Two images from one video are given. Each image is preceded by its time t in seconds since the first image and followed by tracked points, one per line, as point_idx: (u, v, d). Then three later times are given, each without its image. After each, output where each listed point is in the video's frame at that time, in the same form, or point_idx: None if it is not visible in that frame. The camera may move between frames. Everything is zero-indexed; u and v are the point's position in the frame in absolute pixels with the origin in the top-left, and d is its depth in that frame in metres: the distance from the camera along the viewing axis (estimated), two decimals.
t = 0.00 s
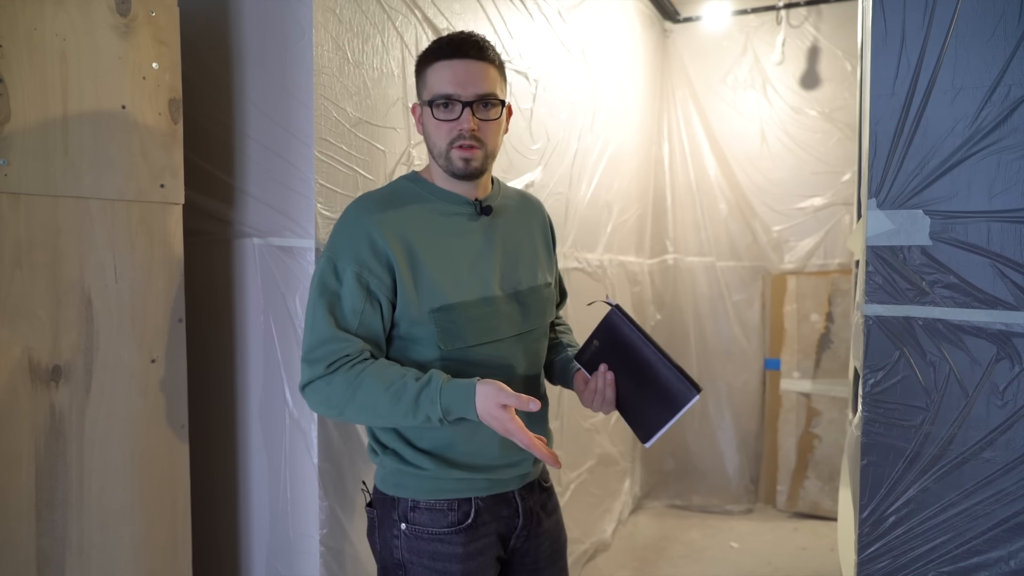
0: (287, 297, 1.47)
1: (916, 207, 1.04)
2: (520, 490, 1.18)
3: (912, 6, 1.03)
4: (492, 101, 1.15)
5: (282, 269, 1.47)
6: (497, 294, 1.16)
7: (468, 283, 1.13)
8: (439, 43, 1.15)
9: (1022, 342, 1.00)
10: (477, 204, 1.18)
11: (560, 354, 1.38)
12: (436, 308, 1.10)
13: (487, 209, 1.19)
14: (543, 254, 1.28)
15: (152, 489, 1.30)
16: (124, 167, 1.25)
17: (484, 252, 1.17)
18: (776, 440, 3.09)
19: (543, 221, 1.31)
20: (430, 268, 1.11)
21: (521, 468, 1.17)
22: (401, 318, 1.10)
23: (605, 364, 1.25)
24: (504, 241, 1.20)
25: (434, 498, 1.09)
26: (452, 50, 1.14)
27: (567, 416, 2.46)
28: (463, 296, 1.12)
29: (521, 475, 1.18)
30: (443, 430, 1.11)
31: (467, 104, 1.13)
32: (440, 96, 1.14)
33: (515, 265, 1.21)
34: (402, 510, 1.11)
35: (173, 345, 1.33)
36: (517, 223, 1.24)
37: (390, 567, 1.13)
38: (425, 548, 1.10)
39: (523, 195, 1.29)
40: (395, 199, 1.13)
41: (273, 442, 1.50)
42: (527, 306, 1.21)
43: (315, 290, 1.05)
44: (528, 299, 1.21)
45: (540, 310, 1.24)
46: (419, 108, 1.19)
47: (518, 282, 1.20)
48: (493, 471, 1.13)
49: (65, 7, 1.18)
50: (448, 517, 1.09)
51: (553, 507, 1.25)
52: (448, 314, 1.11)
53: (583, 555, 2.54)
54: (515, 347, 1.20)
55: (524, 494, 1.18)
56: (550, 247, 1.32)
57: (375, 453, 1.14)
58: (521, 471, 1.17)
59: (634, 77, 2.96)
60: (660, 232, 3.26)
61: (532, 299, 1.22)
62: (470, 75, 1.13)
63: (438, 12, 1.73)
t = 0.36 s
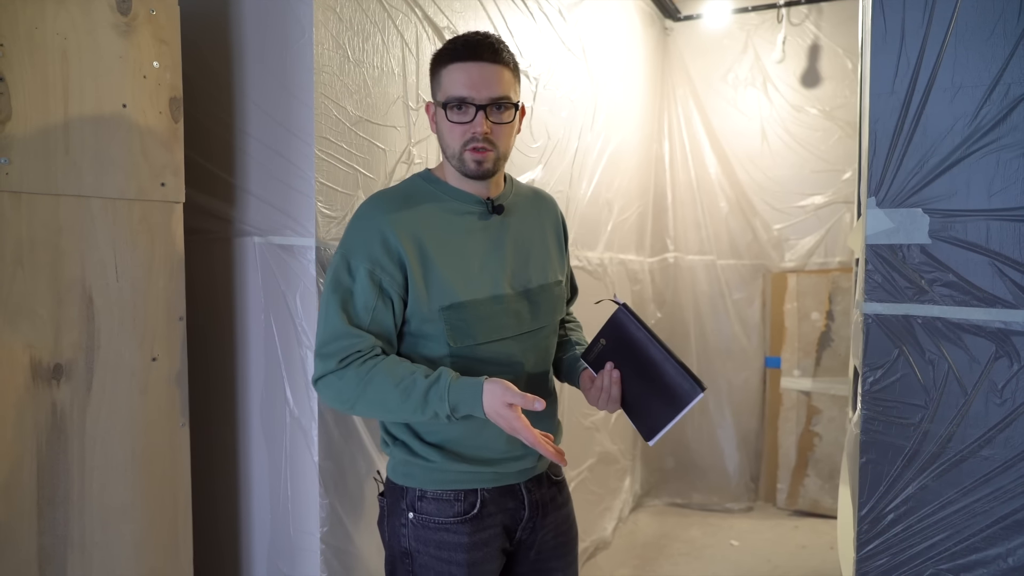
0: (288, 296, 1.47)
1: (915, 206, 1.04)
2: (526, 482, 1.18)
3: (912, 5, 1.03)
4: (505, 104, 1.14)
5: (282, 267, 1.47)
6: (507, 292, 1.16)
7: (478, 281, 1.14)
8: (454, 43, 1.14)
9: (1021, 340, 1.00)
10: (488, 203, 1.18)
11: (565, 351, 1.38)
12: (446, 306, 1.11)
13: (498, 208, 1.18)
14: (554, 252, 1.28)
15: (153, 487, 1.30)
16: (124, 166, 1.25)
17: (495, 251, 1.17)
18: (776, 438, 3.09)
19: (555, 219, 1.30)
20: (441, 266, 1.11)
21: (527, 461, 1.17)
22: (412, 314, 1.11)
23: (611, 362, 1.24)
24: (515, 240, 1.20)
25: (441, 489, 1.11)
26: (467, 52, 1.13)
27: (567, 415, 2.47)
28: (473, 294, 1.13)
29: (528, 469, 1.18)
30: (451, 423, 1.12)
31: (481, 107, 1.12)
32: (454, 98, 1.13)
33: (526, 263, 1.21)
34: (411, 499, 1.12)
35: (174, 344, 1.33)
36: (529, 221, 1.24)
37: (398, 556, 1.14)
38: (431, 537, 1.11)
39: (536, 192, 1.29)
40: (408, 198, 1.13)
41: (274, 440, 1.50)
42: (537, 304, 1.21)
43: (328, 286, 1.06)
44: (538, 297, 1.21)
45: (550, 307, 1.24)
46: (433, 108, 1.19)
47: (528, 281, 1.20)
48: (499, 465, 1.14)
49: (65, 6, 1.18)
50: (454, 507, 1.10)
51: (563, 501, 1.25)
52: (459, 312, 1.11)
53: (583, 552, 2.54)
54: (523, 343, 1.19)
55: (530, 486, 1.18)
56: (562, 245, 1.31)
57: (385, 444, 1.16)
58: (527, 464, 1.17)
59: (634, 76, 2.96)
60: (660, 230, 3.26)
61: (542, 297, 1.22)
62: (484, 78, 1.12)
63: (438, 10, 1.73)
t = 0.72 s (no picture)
0: (288, 294, 1.47)
1: (913, 203, 1.04)
2: (542, 469, 1.18)
3: (910, 3, 1.03)
4: (532, 109, 1.16)
5: (282, 265, 1.48)
6: (527, 286, 1.17)
7: (499, 275, 1.15)
8: (486, 46, 1.16)
9: (1019, 338, 1.00)
10: (510, 200, 1.19)
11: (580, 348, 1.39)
12: (467, 298, 1.12)
13: (520, 206, 1.20)
14: (573, 251, 1.29)
15: (154, 484, 1.31)
16: (123, 163, 1.25)
17: (516, 247, 1.18)
18: (776, 436, 3.10)
19: (576, 218, 1.32)
20: (463, 258, 1.12)
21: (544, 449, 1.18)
22: (434, 305, 1.12)
23: (616, 365, 1.24)
24: (536, 237, 1.21)
25: (459, 472, 1.12)
26: (499, 56, 1.14)
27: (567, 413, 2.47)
28: (494, 287, 1.14)
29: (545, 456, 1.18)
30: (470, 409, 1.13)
31: (508, 111, 1.14)
32: (484, 99, 1.14)
33: (546, 259, 1.22)
34: (431, 482, 1.14)
35: (175, 341, 1.34)
36: (550, 220, 1.25)
37: (416, 537, 1.16)
38: (449, 519, 1.12)
39: (557, 192, 1.30)
40: (434, 194, 1.15)
41: (274, 438, 1.51)
42: (555, 299, 1.21)
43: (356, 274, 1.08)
44: (556, 293, 1.22)
45: (569, 301, 1.25)
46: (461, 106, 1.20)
47: (547, 276, 1.21)
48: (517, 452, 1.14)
49: (65, 4, 1.18)
50: (472, 490, 1.11)
51: (574, 489, 1.25)
52: (479, 303, 1.12)
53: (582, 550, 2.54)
54: (541, 335, 1.20)
55: (545, 473, 1.18)
56: (581, 244, 1.32)
57: (407, 428, 1.18)
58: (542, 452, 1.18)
59: (634, 74, 2.96)
60: (661, 228, 3.26)
61: (560, 293, 1.22)
62: (514, 83, 1.14)
63: (439, 9, 1.72)
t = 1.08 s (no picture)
0: (286, 292, 1.47)
1: (911, 201, 1.04)
2: (552, 458, 1.21)
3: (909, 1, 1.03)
4: (561, 111, 1.20)
5: (281, 263, 1.48)
6: (545, 283, 1.21)
7: (520, 271, 1.19)
8: (519, 51, 1.21)
9: (1017, 336, 1.00)
10: (532, 201, 1.23)
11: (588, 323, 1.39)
12: (487, 293, 1.16)
13: (542, 206, 1.23)
14: (591, 251, 1.32)
15: (153, 482, 1.31)
16: (121, 161, 1.25)
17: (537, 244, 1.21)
18: (776, 434, 3.10)
19: (595, 221, 1.35)
20: (486, 255, 1.17)
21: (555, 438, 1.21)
22: (454, 297, 1.17)
23: (625, 343, 1.25)
24: (557, 237, 1.24)
25: (472, 458, 1.15)
26: (531, 60, 1.20)
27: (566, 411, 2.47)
28: (513, 284, 1.18)
29: (556, 445, 1.21)
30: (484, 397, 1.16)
31: (540, 110, 1.18)
32: (517, 100, 1.19)
33: (565, 257, 1.25)
34: (445, 467, 1.18)
35: (174, 339, 1.34)
36: (570, 221, 1.28)
37: (432, 520, 1.20)
38: (461, 502, 1.16)
39: (580, 194, 1.33)
40: (460, 192, 1.20)
41: (273, 435, 1.51)
42: (570, 297, 1.25)
43: (380, 265, 1.13)
44: (572, 290, 1.26)
45: (583, 298, 1.28)
46: (493, 108, 1.25)
47: (565, 274, 1.24)
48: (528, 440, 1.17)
49: (63, 2, 1.18)
50: (484, 475, 1.14)
51: (579, 478, 1.29)
52: (497, 298, 1.17)
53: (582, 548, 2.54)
54: (556, 328, 1.24)
55: (555, 462, 1.21)
56: (598, 245, 1.36)
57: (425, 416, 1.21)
58: (555, 441, 1.20)
59: (634, 72, 2.95)
60: (661, 226, 3.26)
61: (576, 290, 1.26)
62: (544, 85, 1.19)
63: (438, 6, 1.72)
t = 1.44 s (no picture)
0: (284, 289, 1.47)
1: (907, 199, 1.04)
2: (561, 447, 1.22)
3: None
4: (559, 115, 1.21)
5: (279, 261, 1.47)
6: (551, 280, 1.22)
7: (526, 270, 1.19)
8: (515, 59, 1.22)
9: (1013, 333, 1.00)
10: (535, 201, 1.23)
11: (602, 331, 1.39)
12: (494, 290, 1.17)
13: (544, 206, 1.24)
14: (594, 250, 1.32)
15: (152, 476, 1.32)
16: (119, 159, 1.25)
17: (542, 243, 1.22)
18: (775, 432, 3.10)
19: (597, 220, 1.35)
20: (493, 254, 1.17)
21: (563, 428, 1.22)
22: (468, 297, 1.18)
23: (651, 353, 1.25)
24: (561, 236, 1.25)
25: (483, 448, 1.17)
26: (527, 67, 1.20)
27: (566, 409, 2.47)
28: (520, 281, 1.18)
29: (564, 435, 1.23)
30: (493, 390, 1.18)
31: (538, 116, 1.19)
32: (515, 106, 1.20)
33: (569, 255, 1.26)
34: (457, 458, 1.19)
35: (172, 335, 1.35)
36: (574, 220, 1.28)
37: (446, 510, 1.22)
38: (473, 491, 1.18)
39: (579, 195, 1.33)
40: (464, 195, 1.21)
41: (271, 432, 1.51)
42: (574, 293, 1.25)
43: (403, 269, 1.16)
44: (576, 287, 1.26)
45: (588, 294, 1.28)
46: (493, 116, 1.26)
47: (569, 271, 1.25)
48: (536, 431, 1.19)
49: None
50: (494, 464, 1.16)
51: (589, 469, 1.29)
52: (505, 295, 1.17)
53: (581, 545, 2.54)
54: (561, 324, 1.24)
55: (564, 451, 1.22)
56: (602, 245, 1.36)
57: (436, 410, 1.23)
58: (562, 431, 1.22)
59: (634, 70, 2.95)
60: (660, 224, 3.26)
61: (580, 286, 1.27)
62: (541, 91, 1.20)
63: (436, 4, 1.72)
